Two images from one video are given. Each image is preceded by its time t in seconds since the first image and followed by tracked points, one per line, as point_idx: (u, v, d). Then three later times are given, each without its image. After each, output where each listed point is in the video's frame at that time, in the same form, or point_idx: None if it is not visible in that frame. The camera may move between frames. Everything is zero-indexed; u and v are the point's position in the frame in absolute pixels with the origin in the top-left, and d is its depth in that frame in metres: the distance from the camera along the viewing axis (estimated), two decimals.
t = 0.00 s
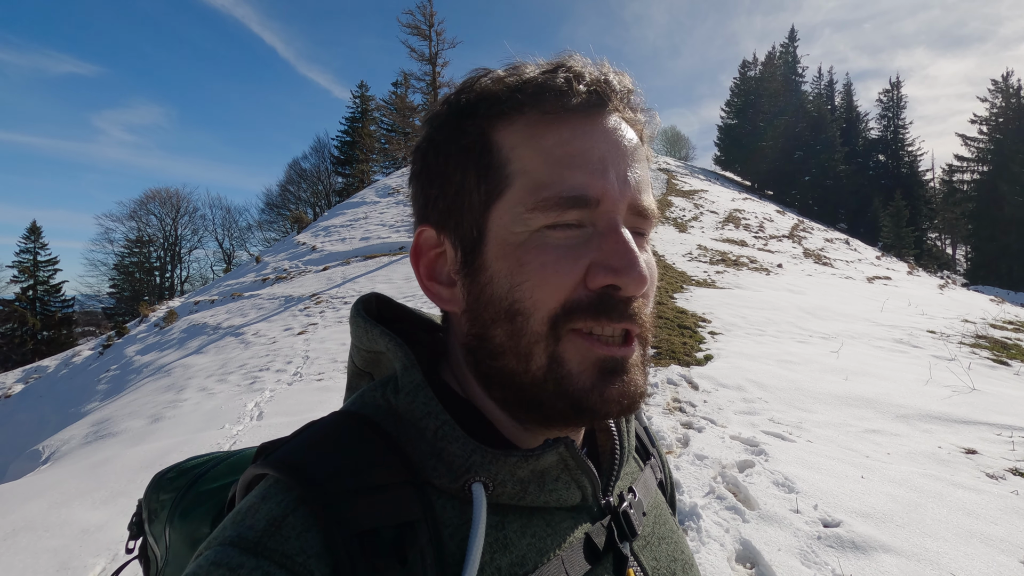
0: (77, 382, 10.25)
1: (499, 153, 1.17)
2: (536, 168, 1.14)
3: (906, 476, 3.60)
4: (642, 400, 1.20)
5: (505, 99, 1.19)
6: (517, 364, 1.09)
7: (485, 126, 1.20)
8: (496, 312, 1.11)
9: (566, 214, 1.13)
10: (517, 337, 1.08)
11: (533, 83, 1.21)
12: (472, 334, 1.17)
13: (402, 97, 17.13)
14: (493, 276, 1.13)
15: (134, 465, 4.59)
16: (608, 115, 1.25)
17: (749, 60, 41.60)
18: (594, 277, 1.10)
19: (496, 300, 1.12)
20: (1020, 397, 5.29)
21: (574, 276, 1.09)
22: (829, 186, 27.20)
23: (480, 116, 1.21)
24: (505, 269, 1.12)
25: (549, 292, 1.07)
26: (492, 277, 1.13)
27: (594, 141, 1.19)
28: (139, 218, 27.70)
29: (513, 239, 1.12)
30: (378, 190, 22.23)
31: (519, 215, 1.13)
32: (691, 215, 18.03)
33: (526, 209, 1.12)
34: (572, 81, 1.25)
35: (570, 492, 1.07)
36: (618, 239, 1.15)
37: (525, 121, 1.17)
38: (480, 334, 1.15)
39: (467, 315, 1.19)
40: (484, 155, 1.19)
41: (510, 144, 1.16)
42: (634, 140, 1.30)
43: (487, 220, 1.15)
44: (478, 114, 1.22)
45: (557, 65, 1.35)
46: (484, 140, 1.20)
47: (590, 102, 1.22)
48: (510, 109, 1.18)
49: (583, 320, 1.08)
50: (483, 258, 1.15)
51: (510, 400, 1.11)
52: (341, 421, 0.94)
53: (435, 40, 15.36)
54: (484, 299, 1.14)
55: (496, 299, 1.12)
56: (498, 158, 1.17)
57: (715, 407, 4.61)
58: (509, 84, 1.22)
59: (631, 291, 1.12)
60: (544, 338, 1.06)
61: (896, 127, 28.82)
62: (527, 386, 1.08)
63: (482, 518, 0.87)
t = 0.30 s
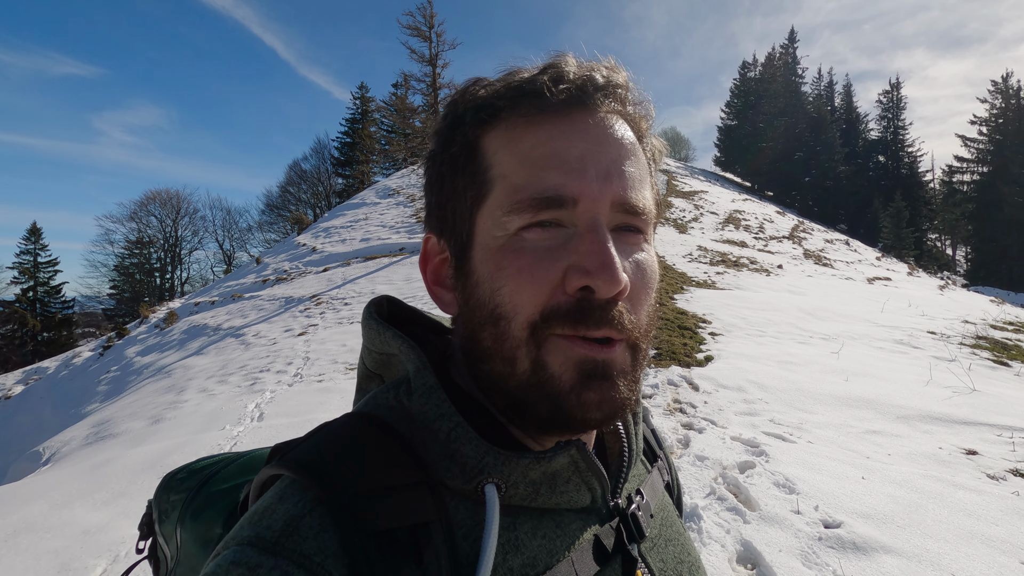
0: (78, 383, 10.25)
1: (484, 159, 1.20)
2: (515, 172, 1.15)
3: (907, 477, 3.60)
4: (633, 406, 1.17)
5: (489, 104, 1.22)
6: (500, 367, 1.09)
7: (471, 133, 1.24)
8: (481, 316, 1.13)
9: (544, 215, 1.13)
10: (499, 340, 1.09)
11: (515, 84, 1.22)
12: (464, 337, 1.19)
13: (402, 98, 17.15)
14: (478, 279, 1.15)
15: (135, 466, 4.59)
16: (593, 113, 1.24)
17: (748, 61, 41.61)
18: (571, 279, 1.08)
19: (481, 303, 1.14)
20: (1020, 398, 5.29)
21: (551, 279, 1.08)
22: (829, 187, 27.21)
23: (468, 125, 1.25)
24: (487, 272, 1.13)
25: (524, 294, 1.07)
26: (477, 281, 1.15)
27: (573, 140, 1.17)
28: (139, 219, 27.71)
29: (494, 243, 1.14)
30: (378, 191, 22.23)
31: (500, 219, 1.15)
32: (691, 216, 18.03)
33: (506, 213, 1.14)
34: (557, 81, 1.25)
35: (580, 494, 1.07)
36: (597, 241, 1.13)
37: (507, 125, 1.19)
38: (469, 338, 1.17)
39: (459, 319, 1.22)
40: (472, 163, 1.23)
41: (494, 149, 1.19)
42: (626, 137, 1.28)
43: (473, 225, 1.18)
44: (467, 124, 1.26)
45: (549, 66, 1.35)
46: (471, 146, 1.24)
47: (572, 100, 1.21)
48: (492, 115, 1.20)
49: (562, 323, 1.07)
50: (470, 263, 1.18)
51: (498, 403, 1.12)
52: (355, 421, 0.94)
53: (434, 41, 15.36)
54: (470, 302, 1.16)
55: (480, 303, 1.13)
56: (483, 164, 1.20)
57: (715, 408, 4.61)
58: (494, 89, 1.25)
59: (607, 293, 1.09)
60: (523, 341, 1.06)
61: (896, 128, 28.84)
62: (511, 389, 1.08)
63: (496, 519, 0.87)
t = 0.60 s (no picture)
0: (78, 385, 10.25)
1: (484, 162, 1.20)
2: (514, 175, 1.15)
3: (907, 477, 3.60)
4: (631, 407, 1.17)
5: (488, 107, 1.22)
6: (500, 369, 1.10)
7: (470, 135, 1.23)
8: (481, 318, 1.13)
9: (543, 219, 1.13)
10: (498, 343, 1.10)
11: (514, 87, 1.22)
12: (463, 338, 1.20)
13: (402, 99, 17.16)
14: (478, 282, 1.16)
15: (135, 467, 4.58)
16: (594, 115, 1.23)
17: (749, 62, 41.64)
18: (569, 284, 1.09)
19: (480, 306, 1.14)
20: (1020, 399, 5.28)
21: (549, 284, 1.09)
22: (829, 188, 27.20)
23: (468, 125, 1.25)
24: (487, 275, 1.14)
25: (525, 299, 1.08)
26: (477, 284, 1.16)
27: (571, 143, 1.17)
28: (139, 220, 27.71)
29: (493, 247, 1.14)
30: (378, 193, 22.24)
31: (499, 222, 1.14)
32: (691, 217, 18.03)
33: (506, 216, 1.14)
34: (557, 80, 1.24)
35: (580, 492, 1.07)
36: (596, 246, 1.13)
37: (505, 128, 1.18)
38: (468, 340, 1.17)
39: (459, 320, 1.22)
40: (471, 164, 1.23)
41: (493, 152, 1.18)
42: (626, 138, 1.28)
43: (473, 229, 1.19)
44: (466, 124, 1.26)
45: (549, 67, 1.35)
46: (471, 148, 1.23)
47: (571, 101, 1.21)
48: (491, 116, 1.20)
49: (562, 327, 1.07)
50: (469, 266, 1.18)
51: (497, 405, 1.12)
52: (353, 421, 0.94)
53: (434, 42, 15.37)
54: (470, 306, 1.17)
55: (480, 307, 1.14)
56: (482, 168, 1.20)
57: (715, 409, 4.61)
58: (493, 91, 1.24)
59: (606, 299, 1.09)
60: (522, 344, 1.06)
61: (896, 129, 28.85)
62: (510, 392, 1.09)
63: (494, 518, 0.87)
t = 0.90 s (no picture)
0: (77, 387, 10.25)
1: (507, 163, 1.17)
2: (540, 180, 1.14)
3: (907, 479, 3.60)
4: (644, 413, 1.19)
5: (514, 108, 1.19)
6: (519, 373, 1.10)
7: (492, 136, 1.20)
8: (500, 321, 1.13)
9: (569, 226, 1.13)
10: (518, 347, 1.10)
11: (543, 91, 1.19)
12: (477, 339, 1.19)
13: (402, 101, 17.21)
14: (497, 287, 1.15)
15: (134, 469, 4.58)
16: (621, 125, 1.23)
17: (748, 64, 41.76)
18: (595, 292, 1.10)
19: (500, 310, 1.14)
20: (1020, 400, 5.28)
21: (573, 292, 1.09)
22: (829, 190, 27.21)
23: (491, 123, 1.21)
24: (508, 280, 1.13)
25: (549, 306, 1.08)
26: (495, 289, 1.15)
27: (600, 151, 1.16)
28: (140, 222, 27.77)
29: (515, 252, 1.13)
30: (378, 194, 22.28)
31: (523, 227, 1.13)
32: (691, 218, 18.05)
33: (529, 221, 1.13)
34: (587, 87, 1.23)
35: (584, 496, 1.07)
36: (621, 254, 1.14)
37: (532, 132, 1.16)
38: (484, 342, 1.17)
39: (473, 322, 1.21)
40: (493, 164, 1.20)
41: (518, 155, 1.16)
42: (649, 147, 1.28)
43: (492, 232, 1.17)
44: (489, 122, 1.22)
45: (574, 70, 1.33)
46: (493, 148, 1.20)
47: (601, 108, 1.20)
48: (518, 118, 1.18)
49: (584, 335, 1.09)
50: (489, 268, 1.17)
51: (512, 408, 1.13)
52: (358, 425, 0.94)
53: (435, 44, 15.41)
54: (488, 310, 1.16)
55: (499, 311, 1.13)
56: (504, 171, 1.17)
57: (715, 411, 4.61)
58: (521, 91, 1.21)
59: (630, 308, 1.11)
60: (543, 349, 1.07)
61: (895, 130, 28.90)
62: (528, 396, 1.10)
63: (500, 523, 0.87)
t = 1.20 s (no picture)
0: (77, 389, 10.24)
1: (531, 163, 1.15)
2: (569, 181, 1.12)
3: (908, 481, 3.60)
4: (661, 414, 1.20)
5: (538, 109, 1.16)
6: (540, 376, 1.10)
7: (514, 134, 1.17)
8: (521, 325, 1.12)
9: (595, 228, 1.12)
10: (541, 349, 1.09)
11: (568, 92, 1.18)
12: (494, 342, 1.18)
13: (402, 104, 17.24)
14: (519, 290, 1.13)
15: (135, 472, 4.57)
16: (643, 130, 1.23)
17: (748, 67, 41.87)
18: (622, 294, 1.10)
19: (522, 313, 1.12)
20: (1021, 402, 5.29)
21: (600, 294, 1.09)
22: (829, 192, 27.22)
23: (512, 122, 1.18)
24: (532, 283, 1.11)
25: (576, 309, 1.08)
26: (517, 291, 1.13)
27: (625, 154, 1.16)
28: (140, 224, 27.79)
29: (539, 254, 1.12)
30: (378, 197, 22.29)
31: (549, 229, 1.12)
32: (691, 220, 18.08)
33: (556, 222, 1.11)
34: (609, 90, 1.23)
35: (590, 499, 1.08)
36: (647, 255, 1.14)
37: (557, 133, 1.14)
38: (503, 344, 1.15)
39: (491, 325, 1.19)
40: (514, 163, 1.17)
41: (542, 155, 1.14)
42: (667, 151, 1.28)
43: (515, 233, 1.15)
44: (510, 120, 1.19)
45: (590, 72, 1.33)
46: (516, 147, 1.17)
47: (627, 111, 1.20)
48: (543, 118, 1.15)
49: (609, 338, 1.09)
50: (510, 271, 1.14)
51: (531, 411, 1.12)
52: (362, 428, 0.94)
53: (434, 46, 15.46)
54: (509, 313, 1.14)
55: (522, 314, 1.12)
56: (528, 171, 1.15)
57: (716, 412, 4.61)
58: (544, 92, 1.19)
59: (658, 310, 1.12)
60: (568, 351, 1.07)
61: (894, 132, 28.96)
62: (549, 399, 1.09)
63: (506, 527, 0.88)
